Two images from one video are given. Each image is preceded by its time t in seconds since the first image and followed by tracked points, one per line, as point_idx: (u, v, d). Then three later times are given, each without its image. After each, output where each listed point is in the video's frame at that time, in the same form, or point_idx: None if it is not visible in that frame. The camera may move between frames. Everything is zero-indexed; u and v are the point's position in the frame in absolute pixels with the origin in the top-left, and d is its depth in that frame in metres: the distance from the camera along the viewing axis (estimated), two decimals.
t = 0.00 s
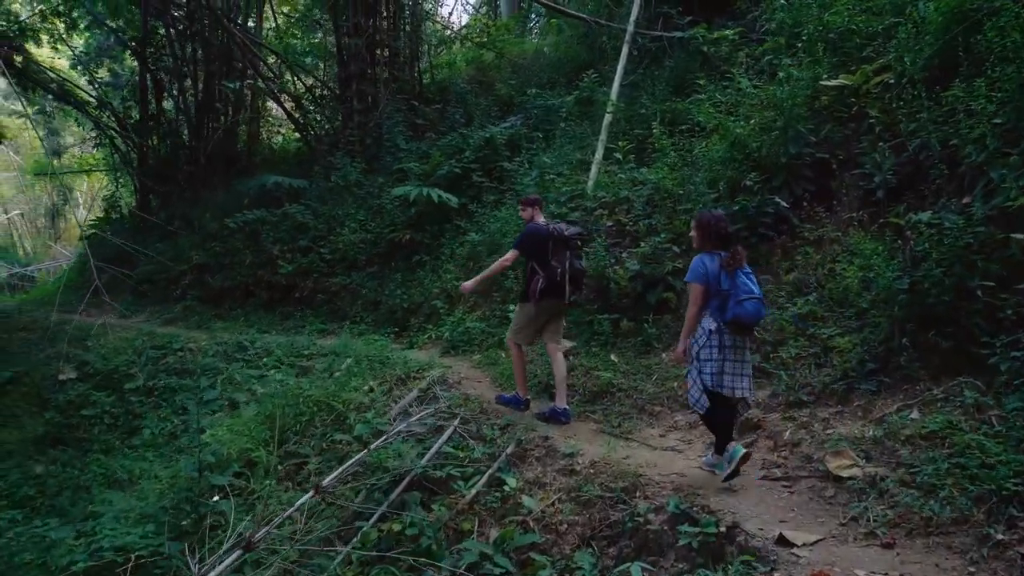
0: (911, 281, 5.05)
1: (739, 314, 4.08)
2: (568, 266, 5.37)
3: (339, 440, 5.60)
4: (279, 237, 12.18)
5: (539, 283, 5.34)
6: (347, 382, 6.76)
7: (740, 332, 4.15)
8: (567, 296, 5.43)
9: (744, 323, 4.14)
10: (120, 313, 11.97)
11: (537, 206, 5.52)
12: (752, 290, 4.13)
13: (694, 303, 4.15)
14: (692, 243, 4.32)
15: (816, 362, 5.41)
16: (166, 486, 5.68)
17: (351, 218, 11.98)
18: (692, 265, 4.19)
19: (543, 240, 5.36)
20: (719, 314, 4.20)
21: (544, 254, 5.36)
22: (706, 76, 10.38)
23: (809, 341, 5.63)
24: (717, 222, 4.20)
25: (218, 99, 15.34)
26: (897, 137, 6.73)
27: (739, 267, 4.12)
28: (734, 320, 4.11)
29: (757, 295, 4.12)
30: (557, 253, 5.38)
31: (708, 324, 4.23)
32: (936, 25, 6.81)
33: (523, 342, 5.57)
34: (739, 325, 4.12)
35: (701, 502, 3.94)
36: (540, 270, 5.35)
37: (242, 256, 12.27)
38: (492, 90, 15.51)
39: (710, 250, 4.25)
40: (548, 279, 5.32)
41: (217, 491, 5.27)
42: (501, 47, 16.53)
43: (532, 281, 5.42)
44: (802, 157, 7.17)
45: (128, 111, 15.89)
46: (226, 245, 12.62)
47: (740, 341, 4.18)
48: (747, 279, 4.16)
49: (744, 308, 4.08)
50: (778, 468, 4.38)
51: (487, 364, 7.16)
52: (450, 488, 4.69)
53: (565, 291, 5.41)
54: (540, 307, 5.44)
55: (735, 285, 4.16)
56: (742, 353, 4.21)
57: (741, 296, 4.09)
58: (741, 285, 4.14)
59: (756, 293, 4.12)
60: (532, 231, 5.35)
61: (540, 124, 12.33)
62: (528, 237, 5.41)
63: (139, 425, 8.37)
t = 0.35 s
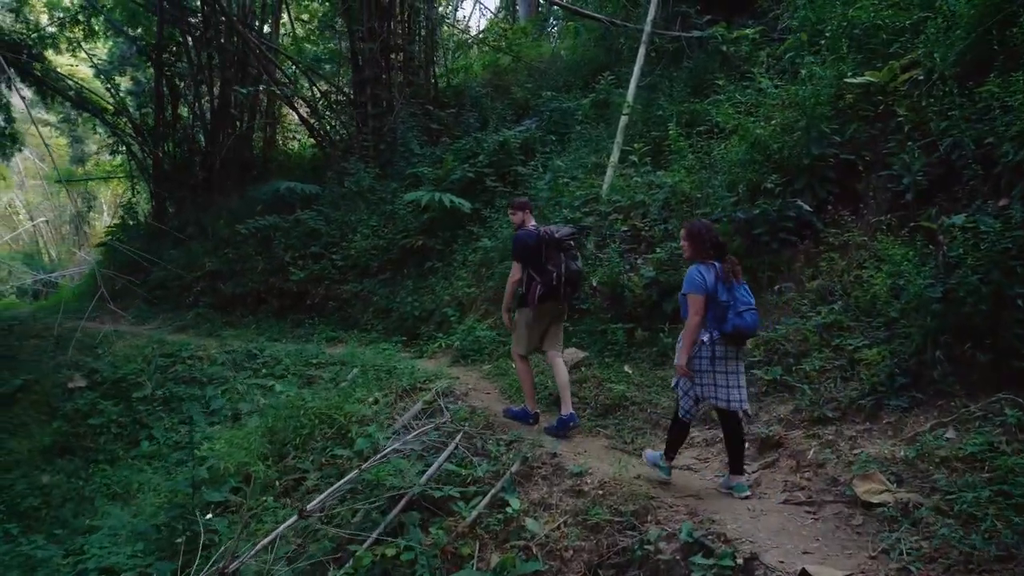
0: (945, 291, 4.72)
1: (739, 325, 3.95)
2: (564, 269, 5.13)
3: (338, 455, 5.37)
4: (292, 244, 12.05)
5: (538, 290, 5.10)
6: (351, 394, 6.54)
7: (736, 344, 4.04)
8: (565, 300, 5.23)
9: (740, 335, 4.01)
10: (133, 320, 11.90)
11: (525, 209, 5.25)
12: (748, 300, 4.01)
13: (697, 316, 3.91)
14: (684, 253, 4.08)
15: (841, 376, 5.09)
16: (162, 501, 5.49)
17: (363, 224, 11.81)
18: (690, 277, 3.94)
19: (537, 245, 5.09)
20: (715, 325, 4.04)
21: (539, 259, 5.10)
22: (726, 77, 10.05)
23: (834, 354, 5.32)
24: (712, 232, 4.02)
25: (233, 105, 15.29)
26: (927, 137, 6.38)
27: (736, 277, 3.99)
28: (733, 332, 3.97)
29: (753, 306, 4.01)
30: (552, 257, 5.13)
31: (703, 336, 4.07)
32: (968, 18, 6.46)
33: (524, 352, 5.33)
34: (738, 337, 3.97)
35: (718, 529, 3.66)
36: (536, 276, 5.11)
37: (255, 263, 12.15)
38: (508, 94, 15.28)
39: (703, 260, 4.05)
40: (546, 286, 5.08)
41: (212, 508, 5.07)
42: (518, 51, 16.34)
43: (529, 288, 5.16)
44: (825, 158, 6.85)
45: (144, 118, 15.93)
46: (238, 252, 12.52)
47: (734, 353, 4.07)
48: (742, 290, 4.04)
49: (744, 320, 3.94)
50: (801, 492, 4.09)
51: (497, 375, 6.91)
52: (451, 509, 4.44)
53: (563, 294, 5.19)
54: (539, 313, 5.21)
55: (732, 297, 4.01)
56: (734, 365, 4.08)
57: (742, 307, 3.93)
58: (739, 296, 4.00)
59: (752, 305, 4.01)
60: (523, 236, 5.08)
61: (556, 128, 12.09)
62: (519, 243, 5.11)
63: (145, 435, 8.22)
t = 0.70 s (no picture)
0: (976, 301, 4.43)
1: (699, 344, 3.94)
2: (562, 273, 5.09)
3: (335, 471, 5.16)
4: (303, 251, 11.94)
5: (537, 296, 5.05)
6: (353, 406, 6.34)
7: (697, 362, 4.03)
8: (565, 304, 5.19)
9: (702, 354, 4.00)
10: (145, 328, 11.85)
11: (515, 216, 5.28)
12: (712, 319, 4.00)
13: (657, 331, 3.91)
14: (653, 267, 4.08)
15: (864, 391, 4.79)
16: (154, 517, 5.32)
17: (374, 230, 11.64)
18: (655, 291, 3.94)
19: (530, 251, 5.08)
20: (678, 341, 4.03)
21: (534, 265, 5.08)
22: (744, 78, 9.75)
23: (857, 366, 5.01)
24: (683, 248, 4.01)
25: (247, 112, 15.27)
26: (955, 136, 6.07)
27: (703, 297, 3.99)
28: (692, 351, 3.97)
29: (717, 326, 4.00)
30: (547, 262, 5.10)
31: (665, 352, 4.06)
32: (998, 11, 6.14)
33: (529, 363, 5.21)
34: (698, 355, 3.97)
35: (730, 561, 3.44)
36: (534, 282, 5.08)
37: (266, 270, 12.05)
38: (523, 98, 15.07)
39: (670, 276, 4.05)
40: (545, 291, 5.04)
41: (203, 525, 4.89)
42: (534, 56, 16.14)
43: (528, 295, 5.12)
44: (847, 160, 6.54)
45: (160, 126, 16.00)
46: (250, 259, 12.43)
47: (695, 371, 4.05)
48: (708, 309, 4.02)
49: (704, 339, 3.94)
50: (820, 518, 3.87)
51: (504, 386, 6.68)
52: (446, 531, 4.23)
53: (563, 298, 5.14)
54: (540, 319, 5.15)
55: (696, 314, 4.00)
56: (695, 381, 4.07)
57: (704, 326, 3.94)
58: (703, 315, 3.98)
59: (716, 324, 3.99)
60: (517, 243, 5.06)
61: (571, 132, 11.86)
62: (513, 251, 5.10)
63: (149, 445, 8.09)
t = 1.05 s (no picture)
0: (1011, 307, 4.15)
1: (680, 347, 3.89)
2: (564, 276, 4.94)
3: (331, 485, 4.98)
4: (315, 258, 11.84)
5: (540, 302, 4.89)
6: (356, 416, 6.16)
7: (681, 365, 3.96)
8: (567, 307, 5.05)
9: (686, 357, 3.93)
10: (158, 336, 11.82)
11: (510, 221, 5.13)
12: (694, 321, 3.94)
13: (629, 334, 3.98)
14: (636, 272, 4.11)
15: (889, 404, 4.51)
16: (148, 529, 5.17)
17: (386, 236, 11.50)
18: (631, 297, 4.00)
19: (530, 255, 4.90)
20: (660, 345, 3.99)
21: (535, 269, 4.92)
22: (763, 77, 9.45)
23: (881, 377, 4.73)
24: (661, 251, 4.00)
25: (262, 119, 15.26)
26: (985, 134, 5.75)
27: (683, 298, 3.92)
28: (675, 354, 3.92)
29: (700, 327, 3.92)
30: (548, 266, 4.95)
31: (648, 355, 4.00)
32: None
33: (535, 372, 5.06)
34: (681, 358, 3.92)
35: None
36: (539, 288, 4.91)
37: (278, 277, 11.96)
38: (539, 102, 14.87)
39: (649, 279, 4.04)
40: (549, 296, 4.89)
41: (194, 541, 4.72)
42: (551, 60, 15.95)
43: (529, 302, 4.94)
44: (870, 160, 6.24)
45: (176, 133, 16.04)
46: (263, 266, 12.36)
47: (679, 375, 3.99)
48: (689, 310, 3.95)
49: (685, 342, 3.89)
50: (841, 542, 3.64)
51: (511, 396, 6.46)
52: (441, 552, 4.03)
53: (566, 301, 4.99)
54: (544, 324, 5.00)
55: (677, 316, 3.94)
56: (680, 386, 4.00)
57: (684, 328, 3.87)
58: (683, 317, 3.92)
59: (698, 325, 3.92)
60: (517, 248, 4.86)
61: (586, 136, 11.63)
62: (511, 257, 4.88)
63: (155, 454, 7.97)
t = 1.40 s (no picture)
0: None
1: (673, 353, 3.84)
2: (561, 282, 4.82)
3: (326, 497, 4.81)
4: (326, 263, 11.74)
5: (534, 306, 4.74)
6: (358, 426, 5.99)
7: (671, 372, 3.92)
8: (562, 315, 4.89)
9: (677, 364, 3.89)
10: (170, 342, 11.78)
11: (511, 227, 5.04)
12: (684, 327, 3.92)
13: (626, 339, 3.85)
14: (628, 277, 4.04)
15: (910, 416, 4.28)
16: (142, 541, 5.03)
17: (398, 241, 11.38)
18: (626, 301, 3.89)
19: (528, 259, 4.83)
20: (651, 351, 3.93)
21: (532, 273, 4.82)
22: (780, 76, 9.20)
23: (903, 388, 4.48)
24: (652, 256, 3.97)
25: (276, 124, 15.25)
26: (1012, 131, 5.49)
27: (675, 304, 3.91)
28: (666, 360, 3.87)
29: (690, 333, 3.91)
30: (545, 271, 4.84)
31: (642, 364, 3.95)
32: None
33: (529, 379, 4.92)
34: (673, 365, 3.87)
35: None
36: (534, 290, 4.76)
37: (289, 283, 11.87)
38: (553, 106, 14.71)
39: (640, 285, 3.98)
40: (543, 301, 4.74)
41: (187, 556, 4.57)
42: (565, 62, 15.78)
43: (524, 305, 4.80)
44: (890, 159, 6.00)
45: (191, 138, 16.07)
46: (275, 271, 12.28)
47: (669, 381, 3.94)
48: (680, 316, 3.94)
49: (678, 348, 3.84)
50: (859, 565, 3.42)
51: (517, 405, 6.27)
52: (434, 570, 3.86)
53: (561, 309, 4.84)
54: (537, 331, 4.84)
55: (668, 322, 3.91)
56: (670, 393, 3.95)
57: (677, 335, 3.83)
58: (675, 323, 3.90)
59: (689, 332, 3.90)
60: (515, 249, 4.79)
61: (600, 138, 11.43)
62: (510, 259, 4.80)
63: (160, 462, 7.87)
